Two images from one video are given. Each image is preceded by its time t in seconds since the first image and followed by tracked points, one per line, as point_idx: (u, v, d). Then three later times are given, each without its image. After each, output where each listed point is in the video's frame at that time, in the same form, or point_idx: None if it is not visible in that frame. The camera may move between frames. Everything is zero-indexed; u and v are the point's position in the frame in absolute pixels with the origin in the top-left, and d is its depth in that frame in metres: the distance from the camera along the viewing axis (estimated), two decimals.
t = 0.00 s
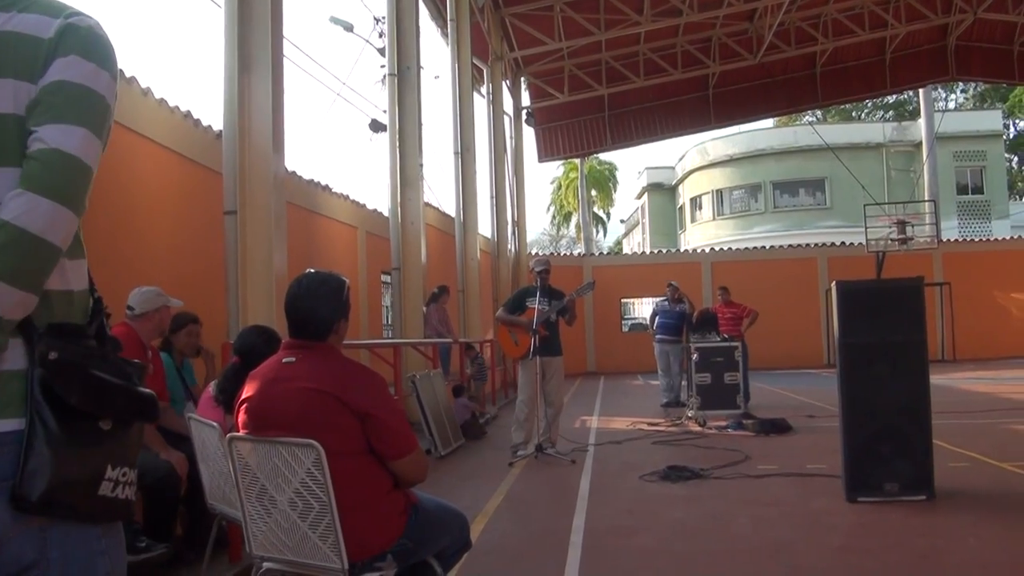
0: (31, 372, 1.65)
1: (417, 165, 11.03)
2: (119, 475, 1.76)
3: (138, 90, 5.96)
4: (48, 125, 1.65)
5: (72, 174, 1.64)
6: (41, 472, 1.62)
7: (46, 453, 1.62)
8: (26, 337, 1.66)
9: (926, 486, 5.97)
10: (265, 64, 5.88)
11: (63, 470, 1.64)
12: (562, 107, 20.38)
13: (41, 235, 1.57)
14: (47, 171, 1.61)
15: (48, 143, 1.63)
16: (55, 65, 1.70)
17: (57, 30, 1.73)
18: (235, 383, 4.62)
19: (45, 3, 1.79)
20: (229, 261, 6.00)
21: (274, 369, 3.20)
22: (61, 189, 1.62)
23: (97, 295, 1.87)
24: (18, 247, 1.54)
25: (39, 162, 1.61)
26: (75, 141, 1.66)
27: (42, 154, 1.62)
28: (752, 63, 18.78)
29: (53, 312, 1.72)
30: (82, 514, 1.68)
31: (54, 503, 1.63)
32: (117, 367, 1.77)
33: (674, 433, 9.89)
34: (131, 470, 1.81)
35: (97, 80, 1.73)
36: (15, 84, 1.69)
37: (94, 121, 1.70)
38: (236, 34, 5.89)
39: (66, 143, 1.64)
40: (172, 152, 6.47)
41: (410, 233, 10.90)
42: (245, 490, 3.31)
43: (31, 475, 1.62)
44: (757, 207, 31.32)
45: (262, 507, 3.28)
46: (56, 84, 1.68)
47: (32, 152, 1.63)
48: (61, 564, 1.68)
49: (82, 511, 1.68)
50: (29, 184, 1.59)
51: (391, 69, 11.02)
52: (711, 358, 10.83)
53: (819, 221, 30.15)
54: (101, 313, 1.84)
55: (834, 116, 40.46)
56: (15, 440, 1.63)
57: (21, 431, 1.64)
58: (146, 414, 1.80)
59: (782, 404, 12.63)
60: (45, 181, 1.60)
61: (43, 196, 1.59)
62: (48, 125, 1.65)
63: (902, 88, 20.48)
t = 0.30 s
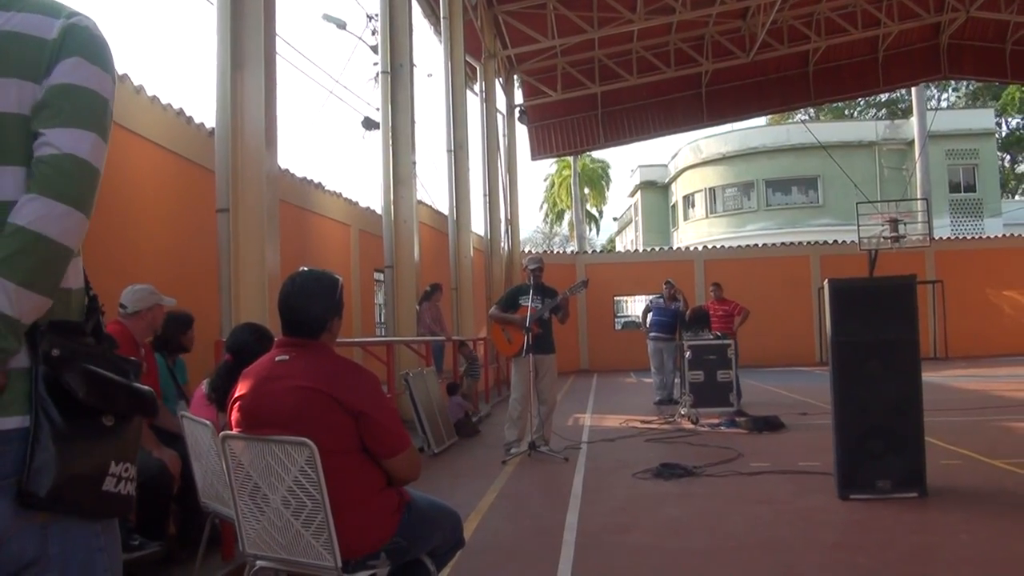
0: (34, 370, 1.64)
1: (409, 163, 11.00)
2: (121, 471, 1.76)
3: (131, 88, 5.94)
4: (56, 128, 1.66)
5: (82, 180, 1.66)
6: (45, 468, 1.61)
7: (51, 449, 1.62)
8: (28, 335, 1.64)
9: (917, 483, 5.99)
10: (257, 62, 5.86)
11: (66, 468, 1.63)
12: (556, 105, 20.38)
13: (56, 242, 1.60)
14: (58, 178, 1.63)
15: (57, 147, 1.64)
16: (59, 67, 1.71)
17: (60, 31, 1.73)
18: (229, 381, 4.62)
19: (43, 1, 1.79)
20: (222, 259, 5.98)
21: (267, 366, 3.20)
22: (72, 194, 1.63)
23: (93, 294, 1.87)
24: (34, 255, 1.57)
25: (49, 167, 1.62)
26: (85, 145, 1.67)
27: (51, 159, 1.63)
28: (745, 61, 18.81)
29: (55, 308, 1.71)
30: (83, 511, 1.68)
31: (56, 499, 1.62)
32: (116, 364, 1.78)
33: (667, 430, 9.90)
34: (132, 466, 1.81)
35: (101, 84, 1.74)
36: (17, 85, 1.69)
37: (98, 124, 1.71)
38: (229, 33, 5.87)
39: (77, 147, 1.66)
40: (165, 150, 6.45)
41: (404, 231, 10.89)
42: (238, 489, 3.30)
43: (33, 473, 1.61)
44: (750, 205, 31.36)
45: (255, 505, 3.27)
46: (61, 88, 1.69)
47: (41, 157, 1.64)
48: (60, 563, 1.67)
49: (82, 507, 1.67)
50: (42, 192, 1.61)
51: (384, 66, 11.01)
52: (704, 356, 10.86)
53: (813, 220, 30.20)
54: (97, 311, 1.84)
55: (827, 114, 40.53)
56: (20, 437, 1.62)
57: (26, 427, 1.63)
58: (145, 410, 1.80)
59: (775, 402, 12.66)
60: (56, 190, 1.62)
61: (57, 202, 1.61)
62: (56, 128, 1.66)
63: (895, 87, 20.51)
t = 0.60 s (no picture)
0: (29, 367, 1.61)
1: (405, 160, 10.98)
2: (116, 468, 1.73)
3: (126, 85, 5.93)
4: (57, 128, 1.60)
5: (90, 179, 1.61)
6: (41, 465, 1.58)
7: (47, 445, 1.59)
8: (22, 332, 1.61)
9: (912, 481, 6.00)
10: (253, 59, 5.85)
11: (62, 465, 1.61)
12: (552, 103, 20.37)
13: (84, 241, 1.57)
14: (66, 178, 1.58)
15: (61, 148, 1.59)
16: (53, 66, 1.64)
17: (50, 28, 1.67)
18: (225, 378, 4.62)
19: None
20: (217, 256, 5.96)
21: (262, 364, 3.20)
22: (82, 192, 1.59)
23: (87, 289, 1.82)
24: (63, 256, 1.53)
25: (53, 169, 1.57)
26: (89, 144, 1.63)
27: (57, 160, 1.58)
28: (741, 59, 18.82)
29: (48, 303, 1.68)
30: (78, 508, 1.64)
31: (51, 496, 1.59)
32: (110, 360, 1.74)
33: (663, 428, 9.91)
34: (127, 462, 1.78)
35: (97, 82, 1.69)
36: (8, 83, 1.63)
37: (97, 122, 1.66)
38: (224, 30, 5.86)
39: (81, 145, 1.61)
40: (159, 148, 6.43)
41: (399, 229, 10.88)
42: (233, 487, 3.30)
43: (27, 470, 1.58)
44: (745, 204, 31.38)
45: (250, 503, 3.27)
46: (56, 87, 1.63)
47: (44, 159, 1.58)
48: (56, 562, 1.63)
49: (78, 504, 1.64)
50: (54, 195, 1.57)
51: (380, 63, 10.98)
52: (699, 354, 10.87)
53: (808, 218, 30.21)
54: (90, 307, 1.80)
55: (822, 112, 40.59)
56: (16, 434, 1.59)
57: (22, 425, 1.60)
58: (140, 405, 1.78)
59: (770, 400, 12.68)
60: (65, 192, 1.57)
61: (75, 202, 1.58)
62: (56, 127, 1.60)
63: (890, 86, 20.53)
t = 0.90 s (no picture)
0: (16, 363, 1.56)
1: (401, 158, 10.96)
2: (106, 464, 1.69)
3: (123, 82, 5.91)
4: (69, 140, 1.54)
5: (125, 175, 1.58)
6: (29, 462, 1.54)
7: (34, 443, 1.55)
8: (9, 327, 1.56)
9: (909, 479, 6.01)
10: (249, 55, 5.84)
11: (54, 460, 1.56)
12: (549, 101, 20.37)
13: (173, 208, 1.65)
14: (108, 183, 1.56)
15: (80, 163, 1.54)
16: (41, 67, 1.55)
17: (27, 28, 1.57)
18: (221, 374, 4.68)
19: None
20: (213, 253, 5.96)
21: (258, 362, 3.19)
22: (128, 190, 1.58)
23: (79, 283, 1.76)
24: (175, 243, 1.64)
25: (91, 176, 1.54)
26: (106, 143, 1.57)
27: (77, 179, 1.54)
28: (738, 57, 18.80)
29: (37, 297, 1.62)
30: (66, 506, 1.60)
31: (40, 494, 1.55)
32: (103, 355, 1.68)
33: (660, 425, 9.91)
34: (119, 459, 1.73)
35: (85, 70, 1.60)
36: None
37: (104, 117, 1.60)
38: (220, 27, 5.84)
39: (102, 148, 1.57)
40: (156, 145, 6.42)
41: (396, 227, 10.90)
42: (230, 484, 3.31)
43: (15, 468, 1.54)
44: (743, 202, 31.39)
45: (247, 501, 3.27)
46: (47, 96, 1.55)
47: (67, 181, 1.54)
48: (45, 564, 1.59)
49: (66, 502, 1.60)
50: (106, 212, 1.56)
51: (377, 60, 10.96)
52: (695, 351, 10.87)
53: (806, 216, 30.22)
54: (83, 301, 1.73)
55: (820, 110, 40.60)
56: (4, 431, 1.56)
57: (9, 422, 1.56)
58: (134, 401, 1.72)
59: (768, 397, 12.69)
60: (100, 207, 1.55)
61: (136, 200, 1.59)
62: (65, 140, 1.54)
63: (887, 84, 20.52)
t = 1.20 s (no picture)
0: (25, 360, 1.62)
1: (401, 157, 10.96)
2: (117, 454, 1.75)
3: (120, 78, 5.90)
4: (97, 188, 1.64)
5: (146, 215, 1.71)
6: (49, 459, 1.60)
7: (51, 438, 1.60)
8: (16, 327, 1.61)
9: (906, 477, 6.03)
10: (248, 53, 5.84)
11: (67, 456, 1.62)
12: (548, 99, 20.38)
13: (184, 201, 1.80)
14: (140, 212, 1.70)
15: (108, 213, 1.66)
16: (66, 102, 1.60)
17: (39, 50, 1.58)
18: (218, 369, 4.73)
19: None
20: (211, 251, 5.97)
21: (257, 359, 3.20)
22: (150, 221, 1.72)
23: (76, 275, 1.80)
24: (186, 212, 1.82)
25: (131, 211, 1.68)
26: (130, 187, 1.68)
27: (104, 228, 1.66)
28: (737, 56, 18.78)
29: (40, 295, 1.66)
30: (77, 499, 1.65)
31: (58, 490, 1.60)
32: (102, 350, 1.76)
33: (658, 424, 9.92)
34: (127, 450, 1.80)
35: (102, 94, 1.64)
36: (19, 115, 1.57)
37: (122, 156, 1.68)
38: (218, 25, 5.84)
39: (127, 195, 1.67)
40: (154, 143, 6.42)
41: (394, 224, 10.94)
42: (228, 480, 3.31)
43: (34, 464, 1.59)
44: (741, 200, 31.38)
45: (245, 497, 3.27)
46: (71, 137, 1.61)
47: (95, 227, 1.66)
48: (47, 560, 1.63)
49: (79, 497, 1.65)
50: (132, 245, 1.72)
51: (375, 58, 10.94)
52: (693, 350, 10.89)
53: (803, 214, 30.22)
54: (81, 294, 1.77)
55: (818, 109, 40.60)
56: (15, 425, 1.61)
57: (21, 417, 1.62)
58: (133, 396, 1.80)
59: (765, 396, 12.70)
60: (125, 244, 1.70)
61: (163, 217, 1.74)
62: (92, 186, 1.64)
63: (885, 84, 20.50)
